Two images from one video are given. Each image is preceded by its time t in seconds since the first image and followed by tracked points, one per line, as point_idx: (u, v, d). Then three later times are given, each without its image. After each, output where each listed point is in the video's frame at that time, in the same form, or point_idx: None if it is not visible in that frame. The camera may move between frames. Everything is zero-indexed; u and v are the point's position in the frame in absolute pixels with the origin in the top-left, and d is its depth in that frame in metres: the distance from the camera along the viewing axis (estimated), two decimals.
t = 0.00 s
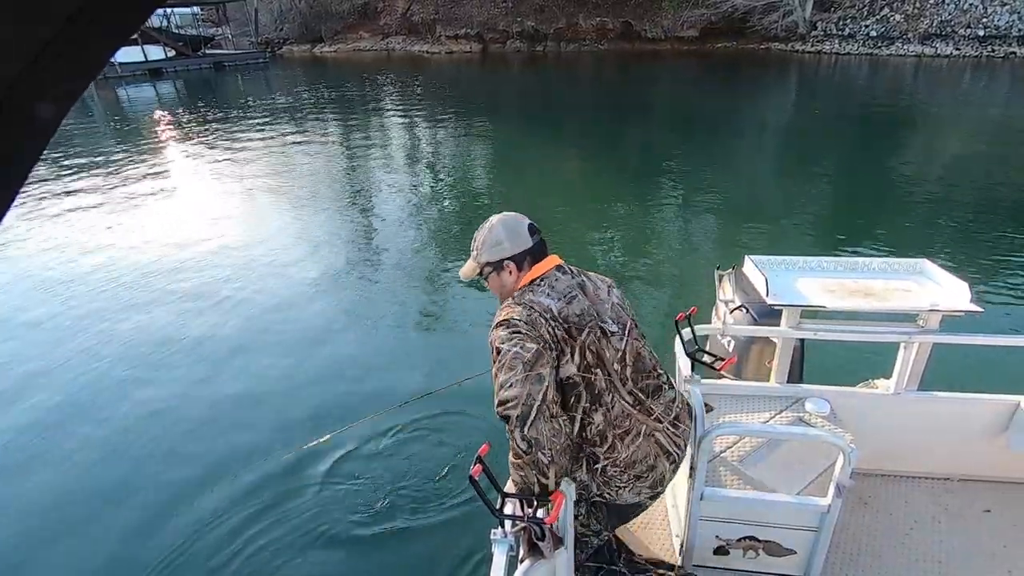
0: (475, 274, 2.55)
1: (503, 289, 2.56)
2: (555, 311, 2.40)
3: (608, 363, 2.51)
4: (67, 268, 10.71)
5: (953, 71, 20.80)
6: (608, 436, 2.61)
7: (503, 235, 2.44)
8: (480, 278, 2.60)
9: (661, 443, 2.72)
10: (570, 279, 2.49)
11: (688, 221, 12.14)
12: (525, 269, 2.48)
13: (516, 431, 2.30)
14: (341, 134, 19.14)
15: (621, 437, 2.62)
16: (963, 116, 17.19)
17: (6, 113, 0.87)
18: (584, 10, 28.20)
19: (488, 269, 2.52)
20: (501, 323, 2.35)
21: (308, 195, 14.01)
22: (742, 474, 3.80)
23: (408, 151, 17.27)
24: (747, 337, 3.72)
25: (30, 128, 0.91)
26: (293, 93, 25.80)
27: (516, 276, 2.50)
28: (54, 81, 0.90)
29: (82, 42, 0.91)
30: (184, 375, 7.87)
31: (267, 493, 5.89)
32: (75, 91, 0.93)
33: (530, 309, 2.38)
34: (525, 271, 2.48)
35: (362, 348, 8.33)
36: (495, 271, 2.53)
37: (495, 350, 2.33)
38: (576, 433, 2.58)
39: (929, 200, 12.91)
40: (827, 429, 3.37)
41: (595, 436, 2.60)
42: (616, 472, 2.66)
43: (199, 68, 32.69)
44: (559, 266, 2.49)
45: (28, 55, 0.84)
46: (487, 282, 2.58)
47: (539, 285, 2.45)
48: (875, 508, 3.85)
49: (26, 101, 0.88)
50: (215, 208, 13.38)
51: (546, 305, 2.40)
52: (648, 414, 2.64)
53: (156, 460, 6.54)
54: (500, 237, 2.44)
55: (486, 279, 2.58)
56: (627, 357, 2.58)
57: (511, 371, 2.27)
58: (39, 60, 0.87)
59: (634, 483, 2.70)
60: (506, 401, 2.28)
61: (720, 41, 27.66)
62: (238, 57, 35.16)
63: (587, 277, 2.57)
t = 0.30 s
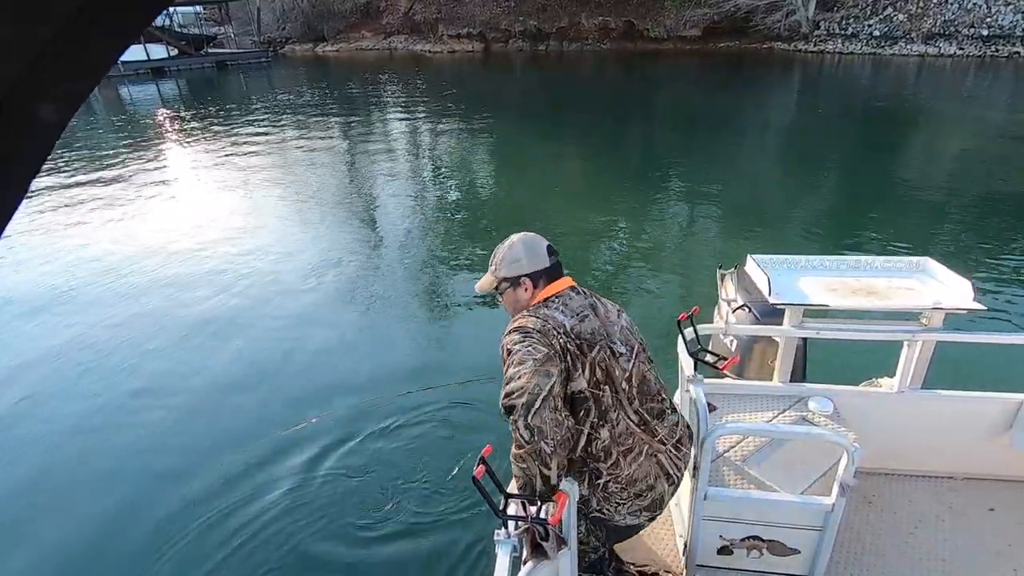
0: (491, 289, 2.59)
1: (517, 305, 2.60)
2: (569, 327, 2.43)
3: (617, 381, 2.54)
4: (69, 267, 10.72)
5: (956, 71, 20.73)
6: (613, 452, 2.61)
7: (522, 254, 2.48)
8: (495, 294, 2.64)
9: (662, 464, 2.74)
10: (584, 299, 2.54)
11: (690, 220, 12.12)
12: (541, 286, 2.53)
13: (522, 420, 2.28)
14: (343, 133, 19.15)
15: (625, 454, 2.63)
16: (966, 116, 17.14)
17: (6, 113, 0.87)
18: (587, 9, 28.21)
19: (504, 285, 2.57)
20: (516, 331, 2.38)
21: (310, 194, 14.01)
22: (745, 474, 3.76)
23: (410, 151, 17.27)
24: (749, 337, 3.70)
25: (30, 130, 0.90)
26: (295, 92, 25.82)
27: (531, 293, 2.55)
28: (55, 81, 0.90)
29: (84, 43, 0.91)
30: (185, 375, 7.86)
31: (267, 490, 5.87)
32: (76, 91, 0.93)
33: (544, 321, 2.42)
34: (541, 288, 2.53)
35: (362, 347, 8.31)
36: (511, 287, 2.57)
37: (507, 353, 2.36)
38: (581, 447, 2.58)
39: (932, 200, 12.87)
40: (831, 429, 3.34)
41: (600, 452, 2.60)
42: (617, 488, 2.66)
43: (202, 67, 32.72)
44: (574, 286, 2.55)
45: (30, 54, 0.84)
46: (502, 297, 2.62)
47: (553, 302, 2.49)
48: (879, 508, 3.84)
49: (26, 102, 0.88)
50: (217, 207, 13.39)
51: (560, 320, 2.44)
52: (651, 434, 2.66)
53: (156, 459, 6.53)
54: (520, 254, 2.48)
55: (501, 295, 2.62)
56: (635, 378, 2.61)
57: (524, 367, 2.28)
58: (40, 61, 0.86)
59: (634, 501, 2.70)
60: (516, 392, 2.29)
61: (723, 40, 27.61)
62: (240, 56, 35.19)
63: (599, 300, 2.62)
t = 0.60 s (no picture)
0: (503, 290, 2.59)
1: (529, 306, 2.59)
2: (581, 329, 2.42)
3: (628, 385, 2.53)
4: (71, 264, 10.72)
5: (958, 71, 20.70)
6: (620, 456, 2.61)
7: (536, 255, 2.48)
8: (506, 295, 2.63)
9: (670, 468, 2.73)
10: (595, 302, 2.53)
11: (691, 220, 12.12)
12: (554, 288, 2.53)
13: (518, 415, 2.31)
14: (345, 131, 19.17)
15: (632, 458, 2.63)
16: (969, 117, 17.10)
17: (5, 115, 0.85)
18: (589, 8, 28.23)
19: (516, 285, 2.56)
20: (526, 333, 2.38)
21: (312, 192, 14.02)
22: (746, 475, 3.76)
23: (412, 149, 17.29)
24: (750, 337, 3.70)
25: (36, 134, 0.90)
26: (298, 91, 25.85)
27: (543, 295, 2.55)
28: (56, 82, 0.88)
29: (84, 44, 0.89)
30: (184, 372, 7.85)
31: (265, 486, 5.85)
32: (77, 94, 0.91)
33: (556, 324, 2.41)
34: (554, 290, 2.53)
35: (362, 345, 8.29)
36: (524, 288, 2.56)
37: (516, 353, 2.36)
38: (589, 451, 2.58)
39: (933, 200, 12.84)
40: (831, 429, 3.34)
41: (605, 454, 2.60)
42: (624, 492, 2.65)
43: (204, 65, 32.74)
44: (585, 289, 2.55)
45: (31, 54, 0.82)
46: (513, 298, 2.61)
47: (565, 304, 2.48)
48: (880, 508, 3.83)
49: (26, 103, 0.86)
50: (218, 204, 13.39)
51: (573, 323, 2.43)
52: (660, 438, 2.65)
53: (155, 455, 6.51)
54: (534, 255, 2.48)
55: (512, 297, 2.61)
56: (644, 382, 2.60)
57: (530, 369, 2.29)
58: (40, 63, 0.85)
59: (641, 505, 2.70)
60: (519, 389, 2.30)
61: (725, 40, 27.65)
62: (242, 54, 35.24)
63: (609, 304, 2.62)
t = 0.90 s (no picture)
0: (502, 294, 2.55)
1: (530, 312, 2.56)
2: (570, 355, 2.40)
3: (625, 401, 2.51)
4: (73, 263, 10.77)
5: (960, 72, 20.67)
6: (616, 470, 2.63)
7: (539, 259, 2.47)
8: (505, 300, 2.60)
9: (671, 476, 2.74)
10: (590, 315, 2.47)
11: (692, 220, 12.14)
12: (551, 297, 2.50)
13: (445, 454, 2.32)
14: (346, 131, 19.19)
15: (630, 471, 2.65)
16: (970, 117, 17.09)
17: (4, 114, 0.87)
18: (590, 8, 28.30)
19: (517, 290, 2.52)
20: (506, 367, 2.40)
21: (313, 192, 14.05)
22: (742, 474, 3.78)
23: (413, 149, 17.32)
24: (747, 337, 3.71)
25: (30, 129, 0.92)
26: (300, 90, 25.88)
27: (542, 303, 2.52)
28: (54, 82, 0.90)
29: (81, 43, 0.91)
30: (185, 371, 7.87)
31: (265, 482, 5.86)
32: (75, 94, 0.93)
33: (541, 354, 2.39)
34: (551, 300, 2.49)
35: (363, 344, 8.32)
36: (525, 292, 2.52)
37: (488, 388, 2.40)
38: (581, 467, 2.62)
39: (935, 201, 12.84)
40: (827, 429, 3.36)
41: (599, 470, 2.63)
42: (623, 505, 2.71)
43: (206, 65, 32.80)
44: (580, 301, 2.49)
45: (29, 57, 0.85)
46: (513, 305, 2.58)
47: (559, 318, 2.45)
48: (875, 508, 3.85)
49: (24, 101, 0.89)
50: (220, 203, 13.42)
51: (562, 347, 2.40)
52: (659, 449, 2.65)
53: (155, 452, 6.53)
54: (537, 259, 2.46)
55: (511, 303, 2.58)
56: (643, 392, 2.58)
57: (483, 424, 2.33)
58: (38, 61, 0.87)
59: (641, 514, 2.75)
60: (466, 440, 2.33)
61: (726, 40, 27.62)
62: (244, 54, 35.30)
63: (606, 310, 2.55)
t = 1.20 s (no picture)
0: (494, 297, 2.56)
1: (523, 317, 2.56)
2: (557, 364, 2.42)
3: (614, 409, 2.54)
4: (76, 263, 10.80)
5: (962, 72, 20.66)
6: (608, 475, 2.67)
7: (531, 262, 2.47)
8: (498, 302, 2.60)
9: (666, 479, 2.76)
10: (581, 322, 2.47)
11: (693, 221, 12.15)
12: (544, 301, 2.49)
13: (415, 434, 2.51)
14: (348, 132, 19.22)
15: (624, 476, 2.68)
16: (972, 117, 17.08)
17: (5, 112, 0.90)
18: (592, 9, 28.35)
19: (510, 293, 2.53)
20: (490, 371, 2.46)
21: (315, 193, 14.08)
22: (739, 472, 3.81)
23: (415, 150, 17.34)
24: (746, 337, 3.72)
25: (30, 126, 0.94)
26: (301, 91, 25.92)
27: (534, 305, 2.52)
28: (54, 81, 0.93)
29: (81, 44, 0.93)
30: (185, 369, 7.88)
31: (265, 481, 5.88)
32: (76, 93, 0.96)
33: (527, 362, 2.42)
34: (543, 304, 2.49)
35: (363, 343, 8.34)
36: (518, 296, 2.53)
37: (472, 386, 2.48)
38: (573, 472, 2.67)
39: (936, 201, 12.84)
40: (825, 428, 3.37)
41: (592, 476, 2.68)
42: (618, 509, 2.74)
43: (208, 66, 32.84)
44: (572, 306, 2.49)
45: (29, 56, 0.87)
46: (506, 307, 2.58)
47: (549, 325, 2.45)
48: (872, 508, 3.86)
49: (24, 100, 0.91)
50: (222, 204, 13.45)
51: (550, 356, 2.42)
52: (654, 454, 2.67)
53: (155, 450, 6.54)
54: (529, 262, 2.47)
55: (505, 305, 2.59)
56: (636, 399, 2.60)
57: (455, 418, 2.46)
58: (38, 60, 0.89)
59: (636, 518, 2.78)
60: (437, 425, 2.49)
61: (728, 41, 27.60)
62: (246, 54, 35.35)
63: (599, 315, 2.54)
